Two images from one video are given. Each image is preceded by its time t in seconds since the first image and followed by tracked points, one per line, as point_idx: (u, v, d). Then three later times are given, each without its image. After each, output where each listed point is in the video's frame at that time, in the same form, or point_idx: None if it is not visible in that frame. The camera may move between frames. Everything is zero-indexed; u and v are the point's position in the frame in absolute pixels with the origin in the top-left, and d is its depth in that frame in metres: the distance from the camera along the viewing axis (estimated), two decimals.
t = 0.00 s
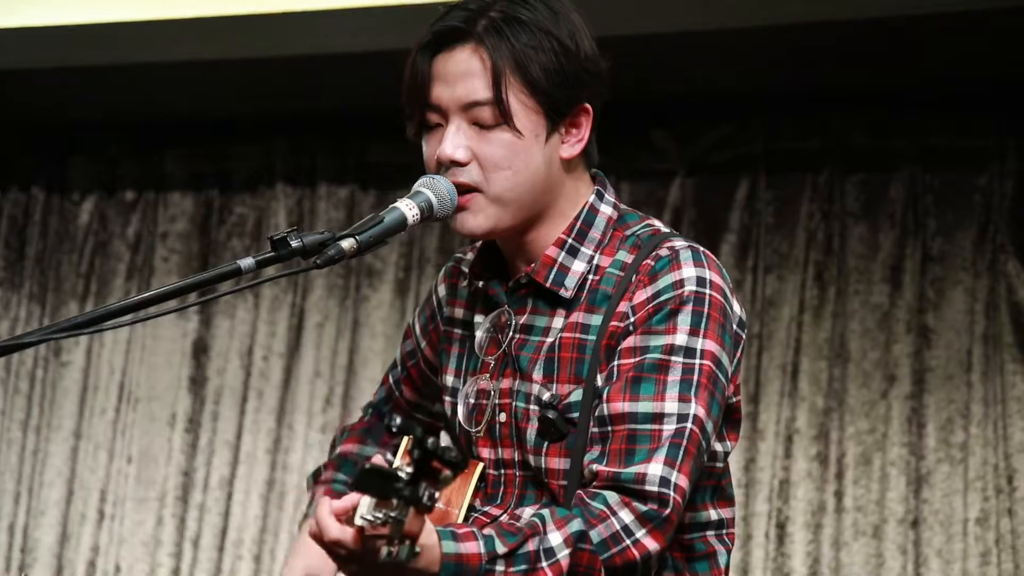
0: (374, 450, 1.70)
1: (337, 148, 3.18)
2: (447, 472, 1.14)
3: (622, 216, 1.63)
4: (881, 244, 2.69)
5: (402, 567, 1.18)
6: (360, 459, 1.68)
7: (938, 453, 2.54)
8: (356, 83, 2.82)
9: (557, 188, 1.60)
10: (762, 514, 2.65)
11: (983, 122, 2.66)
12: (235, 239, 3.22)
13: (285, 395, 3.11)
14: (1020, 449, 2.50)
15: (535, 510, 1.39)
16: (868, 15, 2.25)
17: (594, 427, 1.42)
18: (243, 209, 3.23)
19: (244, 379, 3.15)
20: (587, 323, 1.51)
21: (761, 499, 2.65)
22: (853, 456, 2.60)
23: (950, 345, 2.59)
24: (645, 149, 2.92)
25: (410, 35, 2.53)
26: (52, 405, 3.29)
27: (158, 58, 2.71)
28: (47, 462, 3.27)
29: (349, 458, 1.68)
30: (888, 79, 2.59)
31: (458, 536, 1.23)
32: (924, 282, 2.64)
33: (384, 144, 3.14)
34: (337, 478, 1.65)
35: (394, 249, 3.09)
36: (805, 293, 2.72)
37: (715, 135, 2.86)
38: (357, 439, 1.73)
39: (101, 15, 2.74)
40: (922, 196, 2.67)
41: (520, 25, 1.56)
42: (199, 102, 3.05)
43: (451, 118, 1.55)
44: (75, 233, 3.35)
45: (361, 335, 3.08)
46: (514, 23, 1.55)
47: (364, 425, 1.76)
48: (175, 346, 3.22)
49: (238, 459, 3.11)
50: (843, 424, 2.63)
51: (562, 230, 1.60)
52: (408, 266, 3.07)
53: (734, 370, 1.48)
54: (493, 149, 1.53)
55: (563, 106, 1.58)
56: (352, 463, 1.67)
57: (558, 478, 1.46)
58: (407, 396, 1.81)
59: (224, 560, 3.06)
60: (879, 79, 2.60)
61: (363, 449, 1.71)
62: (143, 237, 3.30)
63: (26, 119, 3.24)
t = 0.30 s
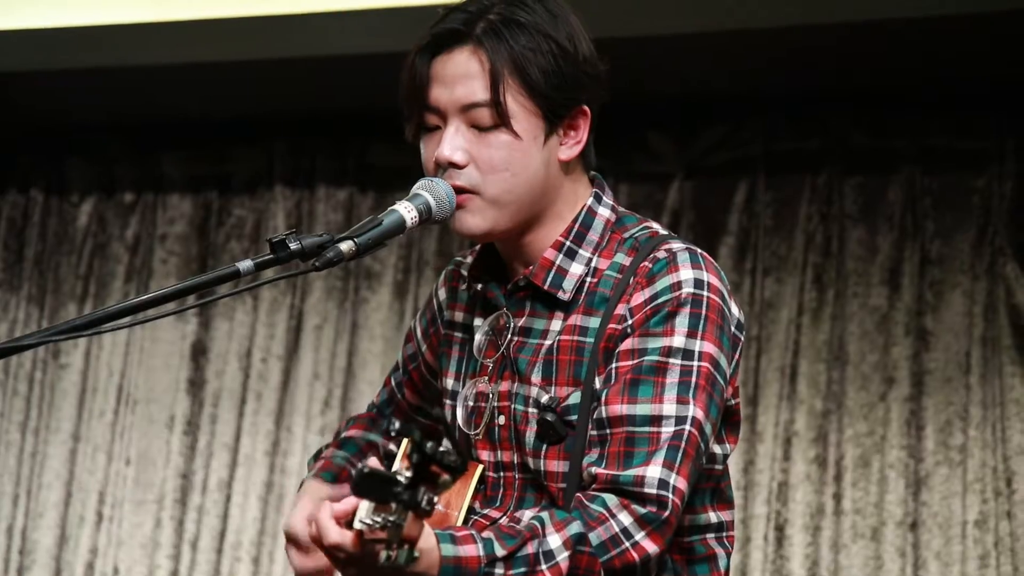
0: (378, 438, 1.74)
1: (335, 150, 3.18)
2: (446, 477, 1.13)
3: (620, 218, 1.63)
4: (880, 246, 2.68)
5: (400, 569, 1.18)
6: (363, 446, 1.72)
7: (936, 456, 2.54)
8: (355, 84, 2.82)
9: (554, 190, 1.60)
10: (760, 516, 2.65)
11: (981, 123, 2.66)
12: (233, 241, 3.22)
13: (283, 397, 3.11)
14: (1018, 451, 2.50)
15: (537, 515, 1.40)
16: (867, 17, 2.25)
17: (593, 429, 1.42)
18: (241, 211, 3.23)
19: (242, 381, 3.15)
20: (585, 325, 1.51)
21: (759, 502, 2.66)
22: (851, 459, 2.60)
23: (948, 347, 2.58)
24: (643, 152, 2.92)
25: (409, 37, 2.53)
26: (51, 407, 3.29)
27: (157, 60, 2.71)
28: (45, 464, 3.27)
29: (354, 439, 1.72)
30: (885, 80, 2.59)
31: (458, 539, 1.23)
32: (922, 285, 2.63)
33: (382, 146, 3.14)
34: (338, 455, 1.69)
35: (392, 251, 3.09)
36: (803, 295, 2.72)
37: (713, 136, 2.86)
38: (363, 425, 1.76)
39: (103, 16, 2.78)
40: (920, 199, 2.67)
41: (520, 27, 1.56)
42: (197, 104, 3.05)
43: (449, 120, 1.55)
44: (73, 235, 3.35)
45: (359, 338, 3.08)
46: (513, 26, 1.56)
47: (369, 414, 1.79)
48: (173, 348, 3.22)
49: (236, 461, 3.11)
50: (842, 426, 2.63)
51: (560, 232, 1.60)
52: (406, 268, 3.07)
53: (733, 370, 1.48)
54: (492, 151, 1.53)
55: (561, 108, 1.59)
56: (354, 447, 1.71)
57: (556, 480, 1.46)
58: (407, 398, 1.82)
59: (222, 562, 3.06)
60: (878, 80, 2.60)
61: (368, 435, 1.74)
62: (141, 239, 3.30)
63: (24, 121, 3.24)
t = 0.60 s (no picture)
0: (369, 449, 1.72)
1: (322, 162, 3.18)
2: (437, 493, 1.15)
3: (605, 233, 1.62)
4: (866, 261, 2.69)
5: None
6: (356, 455, 1.69)
7: (922, 471, 2.54)
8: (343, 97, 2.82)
9: (542, 206, 1.59)
10: (745, 531, 2.65)
11: (966, 139, 2.67)
12: (220, 254, 3.21)
13: (269, 410, 3.10)
14: (1003, 467, 2.50)
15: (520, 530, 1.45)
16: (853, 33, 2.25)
17: (578, 445, 1.41)
18: (228, 223, 3.23)
19: (228, 395, 3.14)
20: (570, 341, 1.51)
21: (745, 517, 2.66)
22: (837, 474, 2.61)
23: (933, 362, 2.59)
24: (630, 166, 2.93)
25: (397, 51, 2.53)
26: (35, 420, 3.28)
27: (145, 71, 2.70)
28: (29, 477, 3.26)
29: (346, 448, 1.70)
30: (870, 96, 2.60)
31: (446, 555, 1.24)
32: (908, 300, 2.64)
33: (370, 158, 3.13)
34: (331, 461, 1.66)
35: (379, 264, 3.09)
36: (789, 310, 2.73)
37: (700, 151, 2.87)
38: (352, 436, 1.74)
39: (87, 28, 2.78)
40: (906, 214, 2.68)
41: (509, 42, 1.57)
42: (185, 116, 3.05)
43: (438, 134, 1.55)
44: (59, 247, 3.34)
45: (346, 351, 3.07)
46: (503, 41, 1.56)
47: (356, 426, 1.77)
48: (159, 361, 3.22)
49: (221, 475, 3.10)
50: (828, 441, 2.63)
51: (547, 248, 1.60)
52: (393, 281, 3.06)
53: (716, 388, 1.48)
54: (480, 166, 1.53)
55: (550, 124, 1.59)
56: (346, 456, 1.68)
57: (541, 496, 1.45)
58: (394, 412, 1.80)
59: None
60: (865, 96, 2.60)
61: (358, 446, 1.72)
62: (127, 251, 3.29)
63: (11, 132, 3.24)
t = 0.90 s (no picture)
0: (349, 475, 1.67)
1: (313, 169, 3.18)
2: (434, 492, 1.14)
3: (598, 239, 1.59)
4: (857, 266, 2.69)
5: None
6: (335, 485, 1.65)
7: (913, 476, 2.54)
8: (334, 104, 2.82)
9: (536, 212, 1.55)
10: (736, 537, 2.65)
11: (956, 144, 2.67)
12: (211, 261, 3.21)
13: (260, 417, 3.10)
14: (994, 471, 2.49)
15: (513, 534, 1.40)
16: (844, 39, 2.25)
17: (571, 450, 1.37)
18: (219, 231, 3.23)
19: (219, 402, 3.14)
20: (563, 346, 1.47)
21: (736, 522, 2.66)
22: (828, 479, 2.61)
23: (924, 367, 2.59)
24: (620, 172, 2.92)
25: (387, 57, 2.53)
26: (26, 428, 3.29)
27: (135, 79, 2.70)
28: (21, 485, 3.26)
29: (324, 481, 1.65)
30: (859, 100, 2.60)
31: (438, 557, 1.22)
32: (899, 304, 2.64)
33: (360, 164, 3.13)
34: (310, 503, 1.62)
35: (370, 270, 3.10)
36: (780, 315, 2.73)
37: (691, 156, 2.87)
38: (331, 463, 1.68)
39: (77, 34, 2.78)
40: (897, 219, 2.68)
41: (505, 47, 1.53)
42: (176, 123, 3.05)
43: (433, 139, 1.51)
44: (49, 255, 3.34)
45: (337, 357, 3.07)
46: (499, 46, 1.53)
47: (337, 450, 1.71)
48: (150, 368, 3.22)
49: (213, 482, 3.10)
50: (819, 446, 2.63)
51: (540, 254, 1.56)
52: (384, 288, 3.07)
53: (708, 394, 1.46)
54: (474, 171, 1.49)
55: (546, 130, 1.55)
56: (326, 490, 1.65)
57: (533, 501, 1.42)
58: (383, 421, 1.74)
59: None
60: (855, 101, 2.60)
61: (337, 475, 1.67)
62: (118, 259, 3.29)
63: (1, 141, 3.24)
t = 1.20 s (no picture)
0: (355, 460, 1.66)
1: (310, 168, 3.18)
2: (431, 504, 1.18)
3: (597, 235, 1.58)
4: (854, 262, 2.69)
5: None
6: (341, 469, 1.63)
7: (912, 470, 2.54)
8: (330, 104, 2.82)
9: (532, 208, 1.55)
10: (736, 532, 2.65)
11: (953, 138, 2.67)
12: (208, 262, 3.22)
13: (259, 417, 3.10)
14: (994, 465, 2.49)
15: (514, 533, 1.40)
16: (840, 35, 2.24)
17: (570, 447, 1.37)
18: (216, 231, 3.23)
19: (218, 402, 3.15)
20: (563, 344, 1.46)
21: (735, 518, 2.66)
22: (827, 474, 2.60)
23: (923, 362, 2.59)
24: (617, 169, 2.92)
25: (382, 57, 2.53)
26: (25, 429, 3.29)
27: (131, 80, 2.70)
28: (20, 486, 3.26)
29: (331, 462, 1.63)
30: (855, 96, 2.60)
31: (437, 562, 1.22)
32: (896, 299, 2.64)
33: (357, 164, 3.13)
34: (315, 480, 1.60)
35: (368, 269, 3.10)
36: (778, 310, 2.73)
37: (686, 153, 2.87)
38: (338, 448, 1.67)
39: (72, 36, 2.78)
40: (894, 214, 2.68)
41: (494, 44, 1.52)
42: (173, 125, 3.05)
43: (424, 138, 1.50)
44: (47, 256, 3.34)
45: (335, 356, 3.07)
46: (487, 43, 1.52)
47: (345, 437, 1.70)
48: (149, 369, 3.22)
49: (212, 482, 3.10)
50: (818, 441, 2.63)
51: (537, 250, 1.55)
52: (382, 287, 3.07)
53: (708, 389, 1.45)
54: (467, 169, 1.49)
55: (538, 126, 1.54)
56: (332, 471, 1.62)
57: (534, 499, 1.41)
58: (386, 418, 1.73)
59: None
60: (851, 97, 2.60)
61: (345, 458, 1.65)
62: (115, 260, 3.29)
63: None
